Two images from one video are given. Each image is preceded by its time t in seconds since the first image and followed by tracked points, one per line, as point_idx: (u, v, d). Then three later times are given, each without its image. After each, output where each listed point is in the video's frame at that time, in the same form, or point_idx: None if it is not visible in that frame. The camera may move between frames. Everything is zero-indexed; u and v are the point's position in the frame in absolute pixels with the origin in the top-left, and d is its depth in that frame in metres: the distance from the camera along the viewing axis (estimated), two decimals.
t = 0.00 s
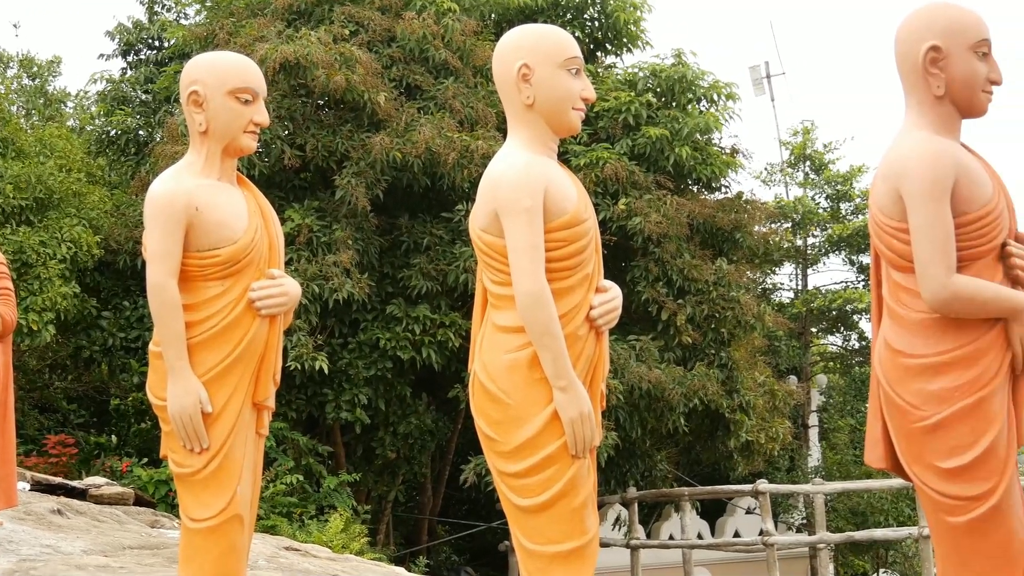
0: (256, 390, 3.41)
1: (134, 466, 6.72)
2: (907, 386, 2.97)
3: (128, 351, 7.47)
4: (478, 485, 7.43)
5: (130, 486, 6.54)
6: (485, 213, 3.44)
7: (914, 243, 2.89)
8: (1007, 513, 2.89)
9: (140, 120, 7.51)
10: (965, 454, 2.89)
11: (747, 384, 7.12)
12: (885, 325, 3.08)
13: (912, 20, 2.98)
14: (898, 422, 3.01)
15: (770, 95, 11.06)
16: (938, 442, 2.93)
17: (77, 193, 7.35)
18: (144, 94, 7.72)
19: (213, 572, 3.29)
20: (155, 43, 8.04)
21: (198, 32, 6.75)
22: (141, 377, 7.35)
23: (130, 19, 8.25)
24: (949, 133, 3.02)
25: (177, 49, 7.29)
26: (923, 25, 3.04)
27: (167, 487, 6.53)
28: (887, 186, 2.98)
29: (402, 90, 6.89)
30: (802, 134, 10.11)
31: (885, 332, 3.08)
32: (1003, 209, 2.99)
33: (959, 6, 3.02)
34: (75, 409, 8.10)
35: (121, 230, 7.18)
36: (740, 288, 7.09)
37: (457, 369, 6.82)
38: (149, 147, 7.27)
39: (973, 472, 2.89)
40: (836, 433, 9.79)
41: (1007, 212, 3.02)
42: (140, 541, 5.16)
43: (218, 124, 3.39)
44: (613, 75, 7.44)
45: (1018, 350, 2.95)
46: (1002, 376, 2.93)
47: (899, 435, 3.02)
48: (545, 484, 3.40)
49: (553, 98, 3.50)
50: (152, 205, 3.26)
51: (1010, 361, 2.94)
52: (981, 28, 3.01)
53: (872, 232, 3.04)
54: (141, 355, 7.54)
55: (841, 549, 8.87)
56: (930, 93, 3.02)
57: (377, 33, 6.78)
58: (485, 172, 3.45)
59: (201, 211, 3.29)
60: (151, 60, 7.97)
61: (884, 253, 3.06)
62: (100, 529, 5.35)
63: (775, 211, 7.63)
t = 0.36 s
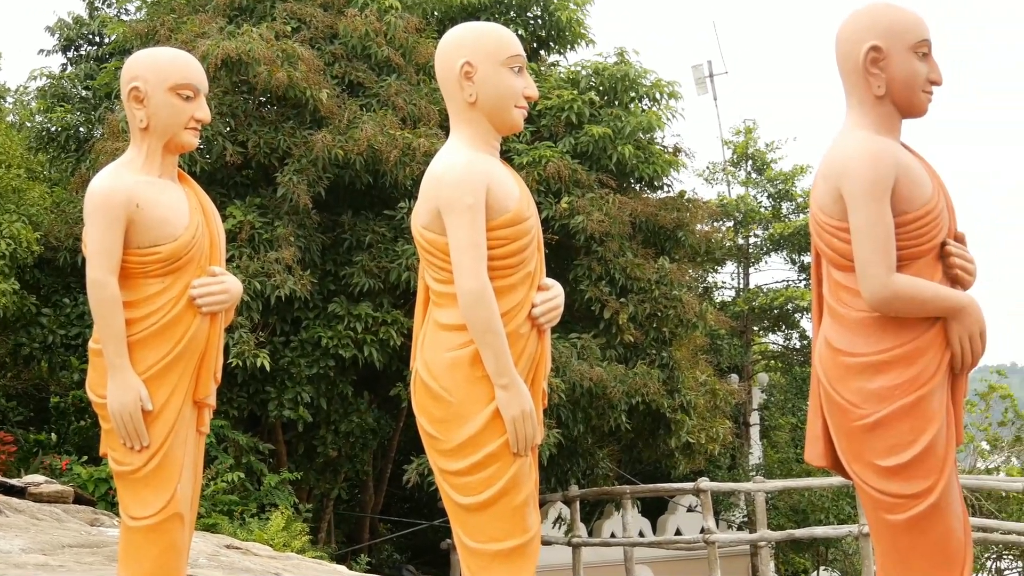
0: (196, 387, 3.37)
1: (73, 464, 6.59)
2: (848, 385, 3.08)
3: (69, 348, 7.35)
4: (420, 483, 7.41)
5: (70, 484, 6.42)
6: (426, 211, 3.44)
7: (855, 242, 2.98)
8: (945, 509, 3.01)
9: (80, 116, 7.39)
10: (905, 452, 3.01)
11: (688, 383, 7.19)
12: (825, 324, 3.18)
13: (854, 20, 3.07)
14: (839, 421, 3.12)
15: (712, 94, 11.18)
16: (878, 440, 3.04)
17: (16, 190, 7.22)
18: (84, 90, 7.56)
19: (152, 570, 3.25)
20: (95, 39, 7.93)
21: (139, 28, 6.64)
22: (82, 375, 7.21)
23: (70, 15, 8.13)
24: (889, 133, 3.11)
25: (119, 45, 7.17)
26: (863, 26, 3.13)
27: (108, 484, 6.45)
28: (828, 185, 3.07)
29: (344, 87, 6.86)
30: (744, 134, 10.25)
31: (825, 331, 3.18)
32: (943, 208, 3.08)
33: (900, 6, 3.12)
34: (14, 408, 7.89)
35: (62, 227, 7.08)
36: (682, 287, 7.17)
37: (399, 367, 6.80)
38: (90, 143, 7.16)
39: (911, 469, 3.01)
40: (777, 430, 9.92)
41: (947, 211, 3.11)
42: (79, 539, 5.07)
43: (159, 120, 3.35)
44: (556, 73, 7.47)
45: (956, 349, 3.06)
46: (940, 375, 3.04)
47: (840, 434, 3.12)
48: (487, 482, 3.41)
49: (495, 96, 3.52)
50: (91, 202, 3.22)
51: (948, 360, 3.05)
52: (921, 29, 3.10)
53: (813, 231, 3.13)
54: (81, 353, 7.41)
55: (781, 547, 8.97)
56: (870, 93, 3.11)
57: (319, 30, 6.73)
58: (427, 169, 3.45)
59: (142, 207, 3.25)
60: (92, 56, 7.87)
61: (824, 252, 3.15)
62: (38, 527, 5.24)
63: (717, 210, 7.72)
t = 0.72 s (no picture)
0: (132, 385, 3.33)
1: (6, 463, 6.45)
2: (785, 384, 3.19)
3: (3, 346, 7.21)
4: (358, 482, 7.37)
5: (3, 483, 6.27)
6: (364, 209, 3.43)
7: (792, 242, 3.08)
8: (879, 506, 3.14)
9: (15, 113, 7.25)
10: (840, 451, 3.13)
11: (626, 382, 7.24)
12: (763, 324, 3.29)
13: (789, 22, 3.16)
14: (776, 419, 3.23)
15: (652, 94, 11.28)
16: (815, 439, 3.16)
17: None
18: (19, 87, 7.45)
19: (87, 569, 3.22)
20: (31, 34, 7.88)
21: (75, 23, 6.49)
22: (15, 374, 7.06)
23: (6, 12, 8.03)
24: (826, 131, 3.21)
25: (54, 40, 7.02)
26: (798, 27, 3.22)
27: (42, 483, 6.32)
28: (766, 185, 3.17)
29: (282, 85, 6.80)
30: (683, 133, 10.36)
31: (762, 331, 3.29)
32: (878, 208, 3.19)
33: (837, 7, 3.21)
34: None
35: None
36: (621, 285, 7.23)
37: (337, 365, 6.76)
38: (26, 140, 7.01)
39: (847, 468, 3.13)
40: (714, 429, 9.99)
41: (882, 212, 3.22)
42: (12, 539, 4.96)
43: (96, 116, 3.30)
44: (495, 71, 7.48)
45: (891, 349, 3.18)
46: (875, 374, 3.16)
47: (777, 432, 3.24)
48: (424, 480, 3.41)
49: (434, 95, 3.52)
50: (26, 198, 3.17)
51: (884, 359, 3.17)
52: (856, 31, 3.20)
53: (751, 231, 3.23)
54: (15, 351, 7.25)
55: (718, 545, 9.11)
56: (807, 93, 3.21)
57: (257, 27, 6.67)
58: (366, 167, 3.44)
59: (78, 204, 3.20)
60: (26, 52, 7.77)
61: (761, 252, 3.25)
62: None
63: (656, 209, 7.78)
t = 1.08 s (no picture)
0: (70, 383, 3.28)
1: None
2: (725, 383, 3.25)
3: None
4: (298, 481, 7.32)
5: None
6: (305, 206, 3.42)
7: (732, 242, 3.14)
8: (818, 506, 3.21)
9: None
10: (780, 450, 3.19)
11: (567, 380, 7.27)
12: (703, 322, 3.35)
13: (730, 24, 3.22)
14: (716, 417, 3.29)
15: (592, 93, 11.35)
16: (755, 439, 3.22)
17: None
18: None
19: (23, 569, 3.17)
20: None
21: (13, 18, 6.36)
22: None
23: None
24: (765, 132, 3.28)
25: None
26: (739, 28, 3.27)
27: None
28: (706, 185, 3.22)
29: (223, 82, 6.73)
30: (624, 133, 10.45)
31: (702, 329, 3.36)
32: (818, 208, 3.25)
33: (777, 8, 3.28)
34: None
35: None
36: (562, 285, 7.27)
37: (277, 364, 6.71)
38: None
39: (786, 467, 3.19)
40: (654, 428, 10.09)
41: (821, 212, 3.29)
42: None
43: (34, 113, 3.25)
44: (437, 70, 7.47)
45: (831, 348, 3.25)
46: (814, 374, 3.22)
47: (716, 430, 3.30)
48: (365, 479, 3.41)
49: (375, 93, 3.52)
50: None
51: (822, 358, 3.24)
52: (796, 32, 3.26)
53: (692, 231, 3.29)
54: None
55: (658, 544, 9.17)
56: (748, 93, 3.28)
57: (198, 24, 6.60)
58: (307, 164, 3.43)
59: (17, 201, 3.16)
60: None
61: (702, 251, 3.31)
62: None
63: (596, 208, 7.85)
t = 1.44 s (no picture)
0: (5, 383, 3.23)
1: None
2: (662, 382, 3.30)
3: None
4: (235, 480, 7.24)
5: None
6: (243, 204, 3.39)
7: (670, 241, 3.19)
8: (755, 505, 3.27)
9: None
10: (716, 450, 3.25)
11: (506, 380, 7.28)
12: (640, 322, 3.40)
13: (669, 23, 3.27)
14: (654, 417, 3.34)
15: (531, 93, 11.40)
16: (692, 438, 3.27)
17: None
18: None
19: None
20: None
21: None
22: None
23: None
24: (703, 131, 3.34)
25: None
26: (678, 29, 3.33)
27: None
28: (644, 186, 3.27)
29: (161, 80, 6.64)
30: (562, 133, 10.51)
31: (640, 329, 3.40)
32: (755, 209, 3.31)
33: (716, 9, 3.34)
34: None
35: None
36: (501, 284, 7.29)
37: (215, 363, 6.64)
38: None
39: (723, 467, 3.25)
40: (593, 428, 10.06)
41: (759, 212, 3.35)
42: None
43: None
44: (376, 69, 7.44)
45: (767, 348, 3.31)
46: (750, 374, 3.28)
47: (654, 429, 3.35)
48: (302, 479, 3.39)
49: (313, 92, 3.50)
50: None
51: (759, 359, 3.30)
52: (734, 33, 3.32)
53: (630, 231, 3.33)
54: None
55: (597, 543, 9.23)
56: (686, 94, 3.34)
57: (136, 21, 6.50)
58: (245, 162, 3.41)
59: None
60: None
61: (640, 252, 3.36)
62: None
63: (535, 208, 7.89)
